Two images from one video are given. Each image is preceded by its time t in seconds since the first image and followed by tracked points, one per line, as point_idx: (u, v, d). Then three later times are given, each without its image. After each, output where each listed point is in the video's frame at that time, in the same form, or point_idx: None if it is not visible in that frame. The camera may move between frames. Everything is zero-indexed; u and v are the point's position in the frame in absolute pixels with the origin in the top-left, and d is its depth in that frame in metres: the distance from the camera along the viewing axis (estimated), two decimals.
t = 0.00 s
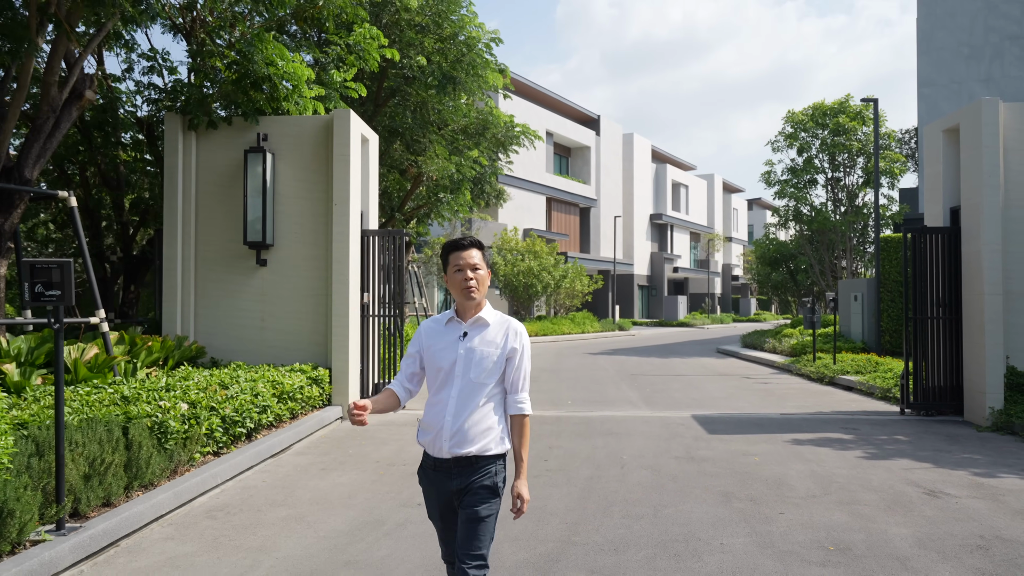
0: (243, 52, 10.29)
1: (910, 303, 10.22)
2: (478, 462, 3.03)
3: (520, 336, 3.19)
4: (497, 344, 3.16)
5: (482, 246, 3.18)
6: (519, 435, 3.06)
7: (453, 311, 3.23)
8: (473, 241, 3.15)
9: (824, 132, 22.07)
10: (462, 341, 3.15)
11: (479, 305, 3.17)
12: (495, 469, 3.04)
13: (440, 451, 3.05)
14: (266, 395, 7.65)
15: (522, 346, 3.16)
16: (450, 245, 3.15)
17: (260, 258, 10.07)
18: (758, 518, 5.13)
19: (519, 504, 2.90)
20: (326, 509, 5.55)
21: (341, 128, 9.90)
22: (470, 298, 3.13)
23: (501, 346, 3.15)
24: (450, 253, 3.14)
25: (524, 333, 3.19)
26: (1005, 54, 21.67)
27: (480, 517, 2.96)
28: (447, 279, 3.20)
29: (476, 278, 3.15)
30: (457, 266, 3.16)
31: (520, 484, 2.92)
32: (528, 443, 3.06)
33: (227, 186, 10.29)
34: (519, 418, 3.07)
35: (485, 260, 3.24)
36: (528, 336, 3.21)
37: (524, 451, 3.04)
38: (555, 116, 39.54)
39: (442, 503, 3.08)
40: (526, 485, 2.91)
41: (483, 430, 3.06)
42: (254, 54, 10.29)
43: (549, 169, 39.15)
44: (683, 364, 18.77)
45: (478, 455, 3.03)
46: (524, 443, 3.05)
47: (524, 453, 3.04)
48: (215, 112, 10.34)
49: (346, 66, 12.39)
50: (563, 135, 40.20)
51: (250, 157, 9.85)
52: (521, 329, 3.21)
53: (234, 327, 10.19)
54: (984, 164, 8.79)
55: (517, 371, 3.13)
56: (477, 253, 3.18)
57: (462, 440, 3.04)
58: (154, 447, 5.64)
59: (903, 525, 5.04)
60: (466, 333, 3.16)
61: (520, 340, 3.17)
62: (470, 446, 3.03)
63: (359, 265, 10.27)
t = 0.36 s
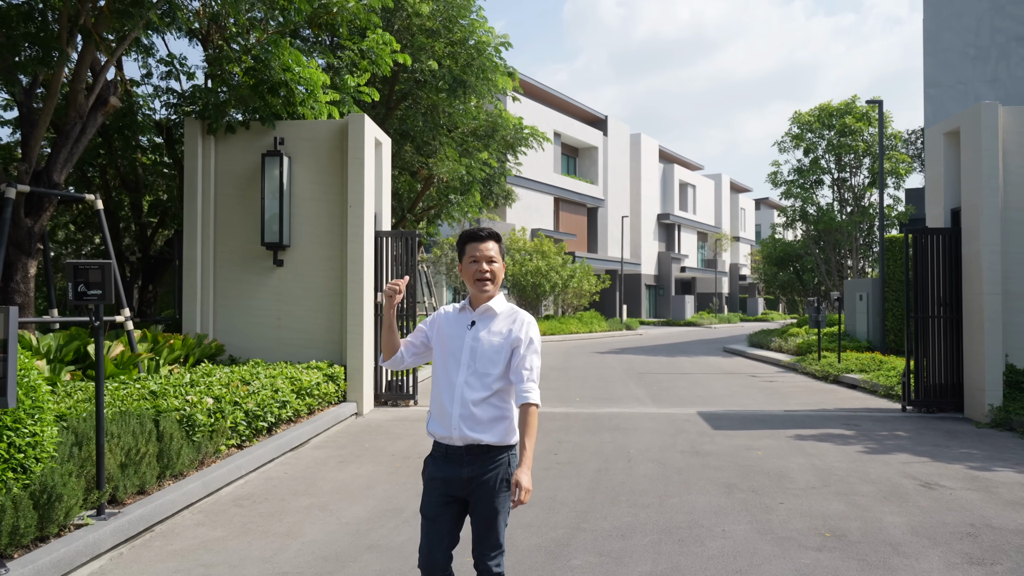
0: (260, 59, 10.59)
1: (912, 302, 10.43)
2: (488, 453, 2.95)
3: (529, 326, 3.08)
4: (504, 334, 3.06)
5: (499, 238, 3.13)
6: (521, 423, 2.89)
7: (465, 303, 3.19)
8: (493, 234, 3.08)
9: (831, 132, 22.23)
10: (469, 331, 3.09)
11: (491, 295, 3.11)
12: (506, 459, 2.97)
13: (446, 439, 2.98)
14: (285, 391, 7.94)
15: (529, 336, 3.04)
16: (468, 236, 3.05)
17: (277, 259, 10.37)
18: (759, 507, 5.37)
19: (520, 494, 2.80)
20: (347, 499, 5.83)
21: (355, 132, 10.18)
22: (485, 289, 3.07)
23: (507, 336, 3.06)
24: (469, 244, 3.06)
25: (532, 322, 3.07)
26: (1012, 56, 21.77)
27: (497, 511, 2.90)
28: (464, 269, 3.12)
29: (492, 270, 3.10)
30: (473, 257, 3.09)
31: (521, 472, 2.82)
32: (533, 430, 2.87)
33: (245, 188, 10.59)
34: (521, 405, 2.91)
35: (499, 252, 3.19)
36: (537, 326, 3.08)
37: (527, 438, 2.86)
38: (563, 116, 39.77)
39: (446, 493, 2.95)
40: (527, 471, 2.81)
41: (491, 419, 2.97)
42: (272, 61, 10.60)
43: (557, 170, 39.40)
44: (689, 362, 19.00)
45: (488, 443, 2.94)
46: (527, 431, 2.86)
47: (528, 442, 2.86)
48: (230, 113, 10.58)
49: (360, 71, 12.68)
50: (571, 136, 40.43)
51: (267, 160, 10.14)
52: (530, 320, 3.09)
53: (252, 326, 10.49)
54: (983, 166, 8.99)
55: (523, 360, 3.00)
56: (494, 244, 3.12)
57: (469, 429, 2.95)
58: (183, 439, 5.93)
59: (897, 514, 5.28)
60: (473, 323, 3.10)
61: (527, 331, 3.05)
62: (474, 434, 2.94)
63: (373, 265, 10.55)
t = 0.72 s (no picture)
0: (288, 66, 10.92)
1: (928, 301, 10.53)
2: (504, 456, 3.02)
3: (537, 328, 3.12)
4: (513, 337, 3.11)
5: (501, 240, 3.18)
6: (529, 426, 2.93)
7: (471, 306, 3.23)
8: (493, 236, 3.14)
9: (851, 131, 22.23)
10: (479, 336, 3.14)
11: (497, 298, 3.16)
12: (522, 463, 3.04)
13: (464, 443, 3.06)
14: (315, 387, 8.26)
15: (537, 339, 3.09)
16: (469, 239, 3.12)
17: (305, 260, 10.68)
18: (773, 498, 5.58)
19: (519, 497, 2.84)
20: (376, 489, 6.11)
21: (380, 136, 10.47)
22: (486, 290, 3.12)
23: (515, 340, 3.10)
24: (469, 246, 3.13)
25: (540, 325, 3.12)
26: None
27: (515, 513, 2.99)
28: (466, 271, 3.17)
29: (493, 271, 3.14)
30: (474, 258, 3.15)
31: (521, 476, 2.84)
32: (540, 433, 2.90)
33: (273, 191, 10.93)
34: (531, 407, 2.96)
35: (505, 256, 3.23)
36: (544, 328, 3.13)
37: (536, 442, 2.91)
38: (582, 115, 39.89)
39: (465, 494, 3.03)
40: (528, 474, 2.83)
41: (507, 422, 3.05)
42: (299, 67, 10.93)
43: (576, 169, 39.54)
44: (709, 361, 19.13)
45: (506, 446, 3.02)
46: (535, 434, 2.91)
47: (535, 446, 2.90)
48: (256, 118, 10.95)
49: (383, 75, 12.97)
50: (590, 135, 40.56)
51: (295, 164, 10.47)
52: (538, 322, 3.13)
53: (281, 324, 10.81)
54: (999, 166, 9.09)
55: (533, 364, 3.06)
56: (495, 247, 3.17)
57: (486, 432, 3.01)
58: (222, 431, 6.26)
59: (907, 506, 5.46)
60: (482, 328, 3.15)
61: (535, 333, 3.10)
62: (490, 438, 3.02)
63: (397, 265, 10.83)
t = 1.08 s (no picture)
0: (319, 72, 11.20)
1: (949, 300, 10.58)
2: (504, 455, 2.92)
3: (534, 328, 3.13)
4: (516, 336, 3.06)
5: (498, 239, 3.10)
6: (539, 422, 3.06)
7: (464, 305, 3.09)
8: (492, 234, 3.07)
9: (875, 129, 22.16)
10: (478, 334, 3.01)
11: (494, 298, 3.06)
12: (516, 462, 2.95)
13: (465, 445, 2.90)
14: (346, 383, 8.56)
15: (538, 340, 3.09)
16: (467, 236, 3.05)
17: (334, 260, 10.99)
18: (789, 491, 5.75)
19: (546, 494, 2.96)
20: (406, 480, 6.37)
21: (407, 139, 10.75)
22: (484, 289, 3.01)
23: (516, 340, 3.05)
24: (468, 243, 3.05)
25: (538, 327, 3.12)
26: None
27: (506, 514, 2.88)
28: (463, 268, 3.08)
29: (491, 270, 3.05)
30: (473, 256, 3.07)
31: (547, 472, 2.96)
32: (548, 431, 3.05)
33: (303, 193, 11.26)
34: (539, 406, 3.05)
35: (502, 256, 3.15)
36: (541, 330, 3.13)
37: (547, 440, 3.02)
38: (605, 115, 40.00)
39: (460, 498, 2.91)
40: (551, 470, 2.96)
41: (506, 422, 2.95)
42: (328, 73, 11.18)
43: (599, 168, 39.67)
44: (732, 359, 19.21)
45: (503, 446, 2.91)
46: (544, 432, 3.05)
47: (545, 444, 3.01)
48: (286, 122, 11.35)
49: (410, 79, 13.28)
50: (613, 134, 40.65)
51: (325, 167, 10.80)
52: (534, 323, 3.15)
53: (312, 323, 11.14)
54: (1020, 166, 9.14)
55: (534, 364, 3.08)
56: (493, 245, 3.09)
57: (487, 432, 2.90)
58: (259, 424, 6.57)
59: (922, 499, 5.61)
60: (481, 326, 3.03)
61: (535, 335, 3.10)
62: (494, 439, 2.90)
63: (424, 265, 11.11)
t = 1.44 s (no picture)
0: (345, 77, 11.44)
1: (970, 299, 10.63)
2: (494, 458, 2.91)
3: (534, 334, 3.15)
4: (515, 341, 3.08)
5: (500, 243, 3.10)
6: (530, 428, 2.98)
7: (465, 308, 3.14)
8: (493, 238, 3.07)
9: (898, 128, 22.08)
10: (476, 338, 3.06)
11: (494, 303, 3.10)
12: (509, 463, 2.93)
13: (454, 444, 2.94)
14: (373, 380, 8.83)
15: (536, 346, 3.10)
16: (468, 240, 3.06)
17: (361, 260, 11.28)
18: (805, 485, 5.92)
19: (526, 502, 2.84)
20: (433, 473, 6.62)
21: (431, 141, 11.01)
22: (484, 294, 3.04)
23: (514, 345, 3.07)
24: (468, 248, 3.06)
25: (537, 333, 3.13)
26: None
27: (491, 509, 2.85)
28: (464, 273, 3.10)
29: (490, 275, 3.07)
30: (473, 261, 3.09)
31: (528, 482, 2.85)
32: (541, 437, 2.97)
33: (331, 195, 11.57)
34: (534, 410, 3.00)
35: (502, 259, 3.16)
36: (541, 336, 3.14)
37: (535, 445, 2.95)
38: (626, 114, 40.06)
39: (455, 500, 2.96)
40: (534, 480, 2.85)
41: (498, 425, 2.96)
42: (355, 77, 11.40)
43: (620, 168, 39.76)
44: (753, 358, 19.28)
45: (493, 448, 2.92)
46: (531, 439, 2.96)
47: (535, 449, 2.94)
48: (313, 126, 11.65)
49: (433, 83, 13.55)
50: (634, 133, 40.70)
51: (352, 169, 11.09)
52: (535, 329, 3.16)
53: (339, 321, 11.43)
54: None
55: (531, 370, 3.08)
56: (494, 250, 3.10)
57: (477, 434, 2.92)
58: (292, 419, 6.86)
59: (935, 493, 5.75)
60: (480, 330, 3.07)
61: (533, 341, 3.10)
62: (483, 440, 2.92)
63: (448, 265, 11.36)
